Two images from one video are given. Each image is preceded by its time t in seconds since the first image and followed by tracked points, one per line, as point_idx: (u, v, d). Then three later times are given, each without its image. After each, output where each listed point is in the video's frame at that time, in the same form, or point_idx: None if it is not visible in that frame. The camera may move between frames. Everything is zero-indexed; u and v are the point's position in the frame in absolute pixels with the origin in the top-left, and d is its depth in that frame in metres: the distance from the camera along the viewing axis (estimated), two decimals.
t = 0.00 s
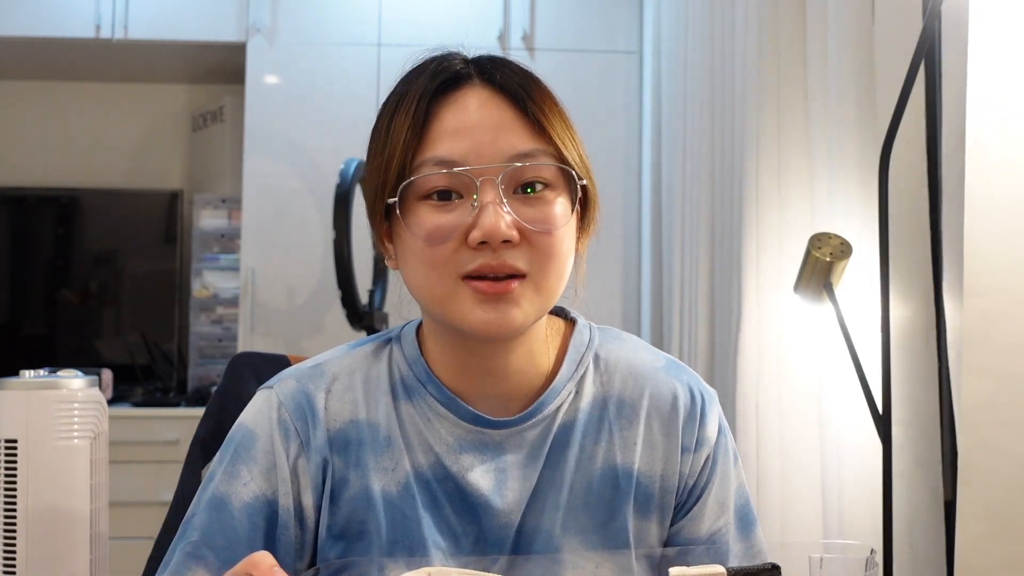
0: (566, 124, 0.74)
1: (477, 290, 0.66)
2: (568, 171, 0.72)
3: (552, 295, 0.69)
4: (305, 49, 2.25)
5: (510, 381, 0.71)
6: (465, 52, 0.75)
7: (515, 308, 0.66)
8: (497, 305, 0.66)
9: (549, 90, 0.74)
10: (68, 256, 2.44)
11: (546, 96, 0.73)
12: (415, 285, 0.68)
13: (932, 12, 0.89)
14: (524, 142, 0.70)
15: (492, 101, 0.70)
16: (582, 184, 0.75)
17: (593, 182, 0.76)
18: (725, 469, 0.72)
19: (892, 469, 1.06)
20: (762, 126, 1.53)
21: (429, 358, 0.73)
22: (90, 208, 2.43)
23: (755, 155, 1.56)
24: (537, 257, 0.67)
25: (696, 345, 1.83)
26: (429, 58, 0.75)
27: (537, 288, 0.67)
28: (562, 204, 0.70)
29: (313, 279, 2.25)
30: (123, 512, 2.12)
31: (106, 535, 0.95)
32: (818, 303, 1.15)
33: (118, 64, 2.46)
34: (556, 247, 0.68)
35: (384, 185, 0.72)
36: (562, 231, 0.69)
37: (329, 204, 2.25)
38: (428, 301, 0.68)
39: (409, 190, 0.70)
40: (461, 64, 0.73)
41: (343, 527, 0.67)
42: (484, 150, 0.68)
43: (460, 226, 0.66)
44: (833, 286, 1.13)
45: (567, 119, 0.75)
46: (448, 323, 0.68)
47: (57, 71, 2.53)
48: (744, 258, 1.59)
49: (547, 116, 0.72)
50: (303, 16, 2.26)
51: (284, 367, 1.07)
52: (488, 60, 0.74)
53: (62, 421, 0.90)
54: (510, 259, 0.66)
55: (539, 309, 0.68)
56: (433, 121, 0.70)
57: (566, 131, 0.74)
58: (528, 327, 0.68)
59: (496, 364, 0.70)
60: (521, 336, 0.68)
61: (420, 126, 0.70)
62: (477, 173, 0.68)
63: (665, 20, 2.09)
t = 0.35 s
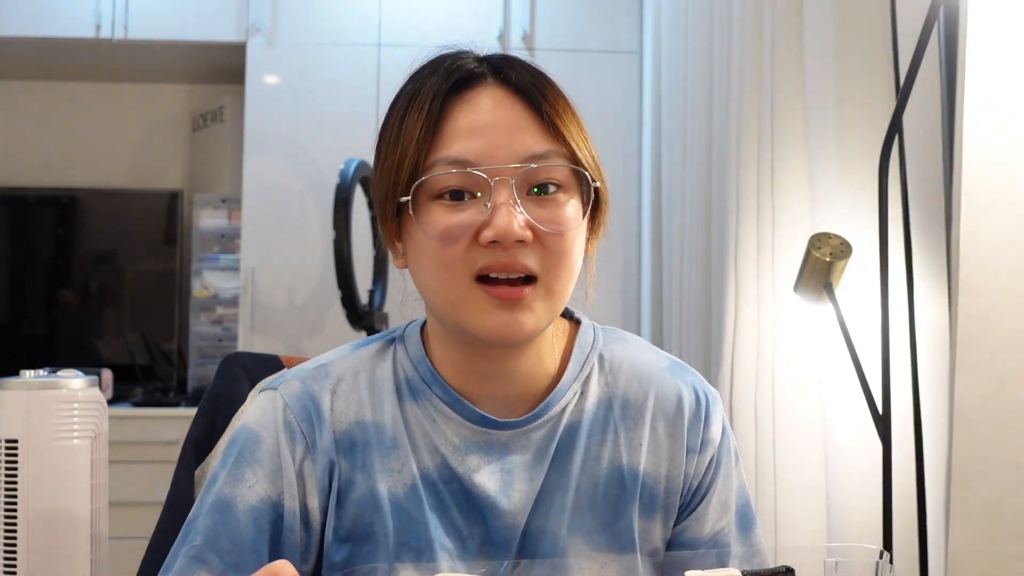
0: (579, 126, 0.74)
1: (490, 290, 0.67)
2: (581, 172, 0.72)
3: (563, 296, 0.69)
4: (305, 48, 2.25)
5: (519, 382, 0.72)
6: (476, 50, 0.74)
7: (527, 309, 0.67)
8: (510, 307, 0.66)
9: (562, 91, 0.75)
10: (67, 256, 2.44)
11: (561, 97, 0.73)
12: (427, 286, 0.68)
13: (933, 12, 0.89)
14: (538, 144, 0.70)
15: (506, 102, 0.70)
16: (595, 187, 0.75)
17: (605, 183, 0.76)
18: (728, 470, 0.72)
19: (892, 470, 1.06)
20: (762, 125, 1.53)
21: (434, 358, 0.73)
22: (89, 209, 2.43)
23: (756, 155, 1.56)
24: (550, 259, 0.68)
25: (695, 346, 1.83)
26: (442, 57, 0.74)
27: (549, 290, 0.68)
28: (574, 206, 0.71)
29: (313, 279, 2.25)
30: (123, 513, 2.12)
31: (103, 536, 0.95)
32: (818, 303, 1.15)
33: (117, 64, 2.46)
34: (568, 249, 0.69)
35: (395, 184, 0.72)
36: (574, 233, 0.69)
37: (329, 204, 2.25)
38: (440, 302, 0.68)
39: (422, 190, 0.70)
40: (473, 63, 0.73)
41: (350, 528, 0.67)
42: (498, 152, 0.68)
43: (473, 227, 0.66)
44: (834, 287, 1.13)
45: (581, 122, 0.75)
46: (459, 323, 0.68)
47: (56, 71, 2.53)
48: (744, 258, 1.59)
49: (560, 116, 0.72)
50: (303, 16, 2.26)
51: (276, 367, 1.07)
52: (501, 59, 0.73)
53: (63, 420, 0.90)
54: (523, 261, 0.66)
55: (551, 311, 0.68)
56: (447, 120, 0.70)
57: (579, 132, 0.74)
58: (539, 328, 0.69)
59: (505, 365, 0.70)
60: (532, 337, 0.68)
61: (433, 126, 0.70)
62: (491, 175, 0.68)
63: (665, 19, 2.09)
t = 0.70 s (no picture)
0: (588, 132, 0.74)
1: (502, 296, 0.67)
2: (590, 177, 0.72)
3: (572, 302, 0.70)
4: (305, 48, 2.26)
5: (523, 386, 0.72)
6: (485, 55, 0.74)
7: (538, 316, 0.67)
8: (522, 314, 0.66)
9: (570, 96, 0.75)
10: (67, 256, 2.44)
11: (570, 105, 0.73)
12: (438, 292, 0.68)
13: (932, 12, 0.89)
14: (550, 150, 0.70)
15: (519, 109, 0.70)
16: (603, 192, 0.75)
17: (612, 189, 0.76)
18: (728, 471, 0.72)
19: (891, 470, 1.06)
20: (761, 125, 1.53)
21: (433, 359, 0.73)
22: (89, 209, 2.43)
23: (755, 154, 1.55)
24: (562, 265, 0.68)
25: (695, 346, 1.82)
26: (452, 61, 0.74)
27: (560, 296, 0.68)
28: (584, 212, 0.71)
29: (313, 279, 2.25)
30: (123, 512, 2.12)
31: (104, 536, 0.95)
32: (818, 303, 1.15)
33: (117, 64, 2.46)
34: (578, 255, 0.69)
35: (406, 189, 0.71)
36: (584, 240, 0.69)
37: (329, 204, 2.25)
38: (452, 307, 0.67)
39: (435, 197, 0.69)
40: (483, 68, 0.73)
41: (347, 528, 0.67)
42: (513, 159, 0.68)
43: (487, 234, 0.66)
44: (833, 287, 1.13)
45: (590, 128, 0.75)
46: (472, 330, 0.68)
47: (56, 71, 2.53)
48: (743, 258, 1.59)
49: (570, 124, 0.72)
50: (303, 16, 2.26)
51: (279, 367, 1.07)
52: (513, 65, 0.73)
53: (63, 420, 0.90)
54: (536, 268, 0.66)
55: (560, 317, 0.69)
56: (461, 125, 0.69)
57: (587, 138, 0.74)
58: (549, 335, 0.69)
59: (510, 369, 0.71)
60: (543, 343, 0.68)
61: (446, 131, 0.69)
62: (505, 182, 0.67)
63: (664, 19, 2.09)
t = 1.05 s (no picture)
0: (581, 135, 0.74)
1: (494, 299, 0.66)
2: (583, 180, 0.72)
3: (565, 305, 0.69)
4: (305, 48, 2.25)
5: (517, 388, 0.71)
6: (479, 57, 0.74)
7: (530, 319, 0.66)
8: (514, 317, 0.66)
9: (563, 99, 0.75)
10: (67, 256, 2.44)
11: (563, 108, 0.73)
12: (430, 294, 0.68)
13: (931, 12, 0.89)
14: (543, 152, 0.69)
15: (511, 112, 0.70)
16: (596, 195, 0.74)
17: (605, 192, 0.76)
18: (726, 471, 0.72)
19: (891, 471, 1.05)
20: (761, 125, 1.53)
21: (429, 359, 0.73)
22: (89, 209, 2.43)
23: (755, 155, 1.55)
24: (554, 268, 0.67)
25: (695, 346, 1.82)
26: (445, 63, 0.74)
27: (553, 299, 0.67)
28: (577, 215, 0.71)
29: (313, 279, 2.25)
30: (123, 512, 2.12)
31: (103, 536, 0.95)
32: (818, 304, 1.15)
33: (117, 64, 2.46)
34: (571, 258, 0.68)
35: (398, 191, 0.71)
36: (576, 243, 0.69)
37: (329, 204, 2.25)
38: (444, 310, 0.67)
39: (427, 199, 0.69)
40: (476, 70, 0.73)
41: (341, 527, 0.67)
42: (506, 162, 0.68)
43: (478, 237, 0.66)
44: (833, 288, 1.12)
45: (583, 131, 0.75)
46: (465, 334, 0.67)
47: (56, 70, 2.53)
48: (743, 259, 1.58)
49: (563, 127, 0.72)
50: (303, 16, 2.26)
51: (288, 366, 1.07)
52: (506, 67, 0.73)
53: (63, 420, 0.90)
54: (528, 271, 0.66)
55: (553, 320, 0.68)
56: (453, 128, 0.69)
57: (580, 141, 0.74)
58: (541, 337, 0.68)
59: (504, 371, 0.70)
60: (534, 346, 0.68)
61: (439, 133, 0.69)
62: (497, 184, 0.67)
63: (665, 19, 2.08)
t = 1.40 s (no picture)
0: (574, 135, 0.74)
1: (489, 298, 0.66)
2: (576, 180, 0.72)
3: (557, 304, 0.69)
4: (305, 48, 2.26)
5: (510, 384, 0.72)
6: (474, 58, 0.74)
7: (524, 318, 0.66)
8: (507, 315, 0.66)
9: (557, 99, 0.75)
10: (67, 256, 2.44)
11: (557, 108, 0.73)
12: (425, 292, 0.68)
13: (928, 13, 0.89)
14: (537, 153, 0.69)
15: (506, 112, 0.70)
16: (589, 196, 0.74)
17: (597, 193, 0.76)
18: (721, 461, 0.71)
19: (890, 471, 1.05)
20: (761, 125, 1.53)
21: (424, 354, 0.73)
22: (89, 209, 2.43)
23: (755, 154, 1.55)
24: (547, 268, 0.67)
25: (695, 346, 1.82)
26: (440, 63, 0.74)
27: (546, 298, 0.67)
28: (569, 214, 0.71)
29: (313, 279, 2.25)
30: (123, 512, 2.12)
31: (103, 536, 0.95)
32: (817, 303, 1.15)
33: (117, 64, 2.46)
34: (564, 258, 0.68)
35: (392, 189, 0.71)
36: (569, 242, 0.69)
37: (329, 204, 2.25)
38: (438, 308, 0.67)
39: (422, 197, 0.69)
40: (472, 70, 0.73)
41: (337, 519, 0.67)
42: (500, 162, 0.68)
43: (473, 236, 0.66)
44: (833, 288, 1.12)
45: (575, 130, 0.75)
46: (461, 331, 0.68)
47: (56, 71, 2.53)
48: (743, 259, 1.58)
49: (557, 127, 0.72)
50: (303, 16, 2.26)
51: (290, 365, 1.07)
52: (500, 68, 0.73)
53: (63, 420, 0.90)
54: (522, 270, 0.66)
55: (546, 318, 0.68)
56: (448, 128, 0.69)
57: (573, 142, 0.74)
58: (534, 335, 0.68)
59: (498, 368, 0.70)
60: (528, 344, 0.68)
61: (434, 133, 0.69)
62: (491, 184, 0.67)
63: (664, 19, 2.09)
